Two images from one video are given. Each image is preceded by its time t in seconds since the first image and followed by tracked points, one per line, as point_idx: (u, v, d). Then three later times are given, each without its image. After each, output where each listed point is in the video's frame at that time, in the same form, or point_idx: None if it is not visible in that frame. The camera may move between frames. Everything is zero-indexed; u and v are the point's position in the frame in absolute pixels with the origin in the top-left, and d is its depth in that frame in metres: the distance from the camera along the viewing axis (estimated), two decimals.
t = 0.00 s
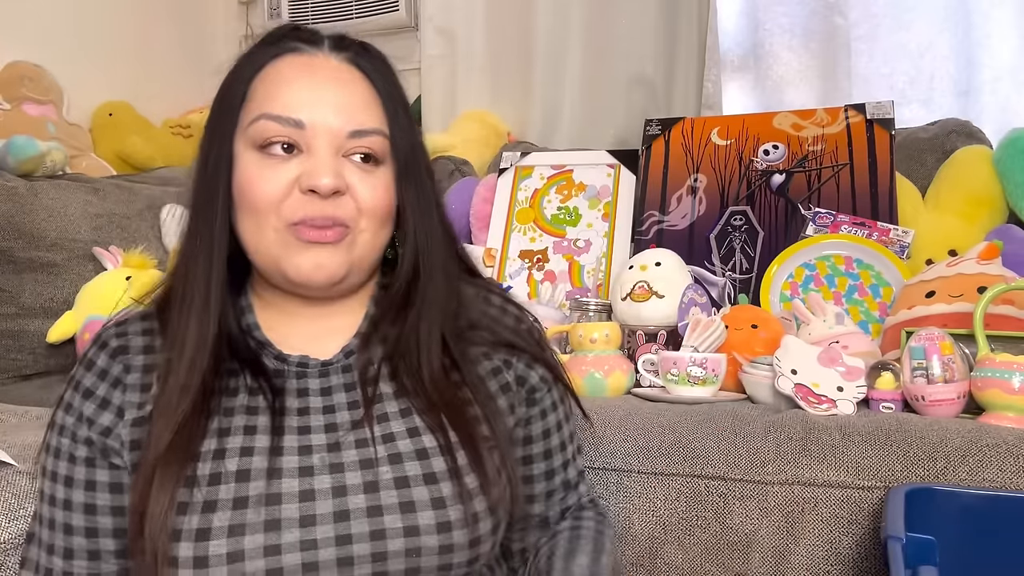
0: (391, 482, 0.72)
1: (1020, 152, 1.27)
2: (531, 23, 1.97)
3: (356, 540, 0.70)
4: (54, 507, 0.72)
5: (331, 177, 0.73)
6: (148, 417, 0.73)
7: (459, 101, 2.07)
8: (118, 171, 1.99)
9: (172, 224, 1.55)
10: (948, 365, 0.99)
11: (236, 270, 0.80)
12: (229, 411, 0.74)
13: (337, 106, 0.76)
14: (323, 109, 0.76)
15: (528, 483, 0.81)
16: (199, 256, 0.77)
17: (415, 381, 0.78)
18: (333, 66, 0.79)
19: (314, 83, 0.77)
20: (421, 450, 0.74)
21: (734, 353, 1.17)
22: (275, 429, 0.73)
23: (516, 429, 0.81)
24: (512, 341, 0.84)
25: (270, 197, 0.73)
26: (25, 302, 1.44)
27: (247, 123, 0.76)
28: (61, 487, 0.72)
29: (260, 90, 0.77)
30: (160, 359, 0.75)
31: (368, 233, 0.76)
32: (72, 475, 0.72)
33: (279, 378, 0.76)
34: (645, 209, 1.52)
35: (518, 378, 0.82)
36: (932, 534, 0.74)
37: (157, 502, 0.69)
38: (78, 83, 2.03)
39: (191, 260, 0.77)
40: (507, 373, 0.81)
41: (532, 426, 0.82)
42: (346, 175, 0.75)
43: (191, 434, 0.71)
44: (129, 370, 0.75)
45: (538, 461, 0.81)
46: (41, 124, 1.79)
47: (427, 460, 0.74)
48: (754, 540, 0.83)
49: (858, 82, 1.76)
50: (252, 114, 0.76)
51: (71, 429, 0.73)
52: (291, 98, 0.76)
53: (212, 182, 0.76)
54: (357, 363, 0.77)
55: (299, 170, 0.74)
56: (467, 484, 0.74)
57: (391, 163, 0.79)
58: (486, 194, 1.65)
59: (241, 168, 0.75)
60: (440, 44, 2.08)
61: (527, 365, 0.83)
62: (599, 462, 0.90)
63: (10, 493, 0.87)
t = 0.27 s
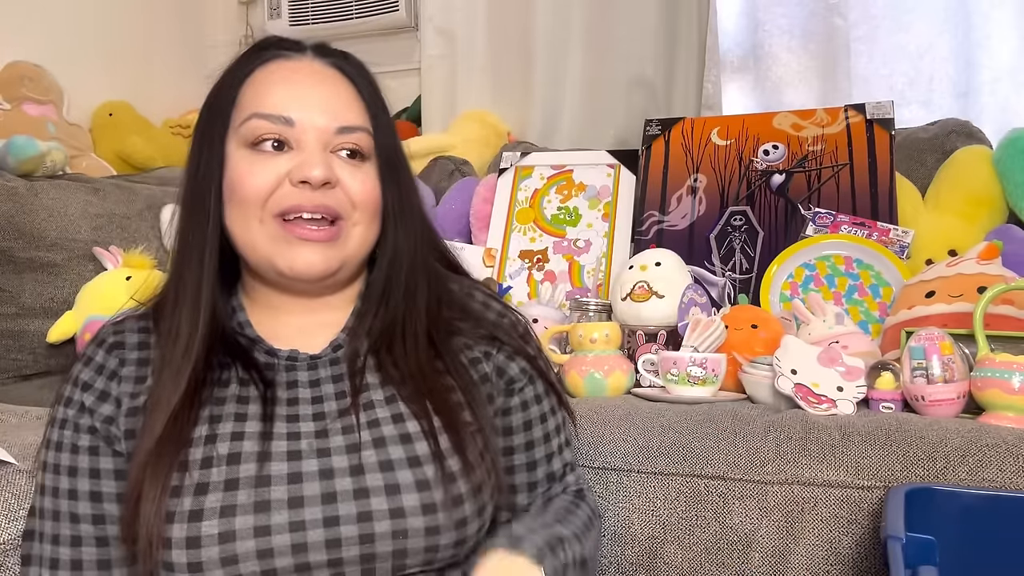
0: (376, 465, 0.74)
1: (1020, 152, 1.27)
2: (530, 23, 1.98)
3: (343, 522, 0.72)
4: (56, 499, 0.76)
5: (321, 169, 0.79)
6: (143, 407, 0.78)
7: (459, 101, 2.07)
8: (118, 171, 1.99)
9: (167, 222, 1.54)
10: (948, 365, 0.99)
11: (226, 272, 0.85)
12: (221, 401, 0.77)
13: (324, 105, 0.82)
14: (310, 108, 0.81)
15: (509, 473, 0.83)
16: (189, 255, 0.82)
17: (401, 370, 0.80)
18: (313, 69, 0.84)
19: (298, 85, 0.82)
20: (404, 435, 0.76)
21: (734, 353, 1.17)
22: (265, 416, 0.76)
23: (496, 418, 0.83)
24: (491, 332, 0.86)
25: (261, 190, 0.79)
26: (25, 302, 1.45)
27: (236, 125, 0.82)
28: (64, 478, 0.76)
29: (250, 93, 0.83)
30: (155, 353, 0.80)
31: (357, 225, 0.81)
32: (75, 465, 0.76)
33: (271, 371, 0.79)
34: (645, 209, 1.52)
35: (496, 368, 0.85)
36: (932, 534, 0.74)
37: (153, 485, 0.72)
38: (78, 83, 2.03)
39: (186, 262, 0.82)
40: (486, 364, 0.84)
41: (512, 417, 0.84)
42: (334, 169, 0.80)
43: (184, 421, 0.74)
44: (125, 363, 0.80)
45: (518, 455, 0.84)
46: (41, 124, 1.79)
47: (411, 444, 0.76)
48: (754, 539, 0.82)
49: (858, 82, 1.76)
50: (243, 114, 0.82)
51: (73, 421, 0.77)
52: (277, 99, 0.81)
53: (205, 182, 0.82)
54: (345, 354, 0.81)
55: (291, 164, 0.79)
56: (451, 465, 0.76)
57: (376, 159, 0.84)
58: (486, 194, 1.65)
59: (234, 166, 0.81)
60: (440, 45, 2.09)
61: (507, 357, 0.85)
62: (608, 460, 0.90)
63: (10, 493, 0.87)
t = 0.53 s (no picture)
0: (374, 457, 0.74)
1: (1020, 152, 1.27)
2: (531, 24, 1.98)
3: (344, 516, 0.72)
4: (54, 501, 0.76)
5: (316, 161, 0.79)
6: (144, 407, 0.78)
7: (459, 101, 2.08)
8: (118, 171, 1.99)
9: (166, 221, 1.54)
10: (948, 365, 0.99)
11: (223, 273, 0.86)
12: (221, 399, 0.78)
13: (317, 102, 0.83)
14: (303, 104, 0.82)
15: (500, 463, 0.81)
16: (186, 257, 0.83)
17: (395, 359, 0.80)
18: (302, 68, 0.85)
19: (288, 83, 0.83)
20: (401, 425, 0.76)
21: (734, 353, 1.17)
22: (266, 414, 0.76)
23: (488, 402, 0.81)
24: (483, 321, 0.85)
25: (257, 185, 0.79)
26: (25, 302, 1.45)
27: (230, 126, 0.82)
28: (63, 480, 0.76)
29: (243, 94, 0.83)
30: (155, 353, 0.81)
31: (353, 220, 0.82)
32: (74, 467, 0.76)
33: (270, 368, 0.80)
34: (645, 209, 1.52)
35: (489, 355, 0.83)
36: (933, 534, 0.74)
37: (156, 484, 0.72)
38: (78, 83, 2.03)
39: (184, 264, 0.83)
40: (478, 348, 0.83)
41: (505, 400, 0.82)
42: (330, 163, 0.80)
43: (185, 419, 0.75)
44: (124, 363, 0.80)
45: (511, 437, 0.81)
46: (41, 124, 1.79)
47: (407, 435, 0.76)
48: (754, 539, 0.82)
49: (857, 82, 1.76)
50: (237, 114, 0.82)
51: (71, 422, 0.77)
52: (270, 98, 0.82)
53: (201, 185, 0.83)
54: (341, 346, 0.81)
55: (286, 158, 0.79)
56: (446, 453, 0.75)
57: (370, 154, 0.85)
58: (486, 194, 1.65)
59: (229, 165, 0.81)
60: (440, 45, 2.09)
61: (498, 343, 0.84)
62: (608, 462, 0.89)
63: (10, 494, 0.87)
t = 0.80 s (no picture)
0: (349, 447, 0.74)
1: (1020, 152, 1.27)
2: (531, 24, 1.97)
3: (325, 511, 0.72)
4: (55, 500, 0.76)
5: (312, 160, 0.79)
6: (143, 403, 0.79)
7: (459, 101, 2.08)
8: (117, 171, 1.99)
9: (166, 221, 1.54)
10: (948, 365, 0.99)
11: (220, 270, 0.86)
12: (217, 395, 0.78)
13: (312, 100, 0.83)
14: (298, 103, 0.82)
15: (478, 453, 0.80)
16: (187, 256, 0.84)
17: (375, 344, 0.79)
18: (297, 66, 0.85)
19: (284, 81, 0.83)
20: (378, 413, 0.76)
21: (733, 353, 1.17)
22: (258, 411, 0.76)
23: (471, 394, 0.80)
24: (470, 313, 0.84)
25: (254, 186, 0.79)
26: (25, 302, 1.45)
27: (227, 127, 0.83)
28: (64, 479, 0.77)
29: (239, 93, 0.83)
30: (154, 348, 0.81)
31: (352, 220, 0.82)
32: (75, 465, 0.77)
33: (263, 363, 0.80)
34: (645, 209, 1.52)
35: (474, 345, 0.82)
36: (932, 533, 0.74)
37: (150, 483, 0.73)
38: (78, 83, 2.03)
39: (183, 259, 0.84)
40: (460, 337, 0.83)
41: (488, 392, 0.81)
42: (326, 161, 0.81)
43: (181, 416, 0.75)
44: (124, 358, 0.81)
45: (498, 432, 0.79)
46: (41, 124, 1.79)
47: (382, 421, 0.75)
48: (753, 539, 0.82)
49: (857, 82, 1.76)
50: (234, 114, 0.83)
51: (72, 420, 0.78)
52: (266, 96, 0.82)
53: (199, 186, 0.83)
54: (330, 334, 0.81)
55: (283, 158, 0.80)
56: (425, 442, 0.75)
57: (367, 152, 0.85)
58: (486, 194, 1.65)
59: (227, 166, 0.82)
60: (440, 44, 2.09)
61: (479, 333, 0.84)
62: (609, 462, 0.89)
63: (10, 493, 0.87)
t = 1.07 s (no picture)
0: (341, 465, 0.74)
1: (1019, 152, 1.27)
2: (530, 23, 1.97)
3: (315, 529, 0.71)
4: (40, 511, 0.76)
5: (301, 160, 0.79)
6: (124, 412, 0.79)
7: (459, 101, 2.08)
8: (117, 171, 1.99)
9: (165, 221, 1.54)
10: (948, 365, 0.99)
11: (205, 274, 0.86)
12: (197, 407, 0.78)
13: (299, 99, 0.83)
14: (285, 102, 0.82)
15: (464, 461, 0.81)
16: (165, 265, 0.84)
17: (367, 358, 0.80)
18: (285, 67, 0.85)
19: (272, 81, 0.83)
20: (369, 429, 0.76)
21: (733, 353, 1.17)
22: (243, 425, 0.76)
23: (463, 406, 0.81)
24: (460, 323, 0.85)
25: (241, 185, 0.79)
26: (25, 302, 1.45)
27: (214, 127, 0.83)
28: (48, 490, 0.77)
29: (224, 94, 0.83)
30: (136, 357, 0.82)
31: (340, 219, 0.82)
32: (58, 476, 0.77)
33: (248, 374, 0.80)
34: (645, 209, 1.52)
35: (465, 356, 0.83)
36: (932, 534, 0.74)
37: (132, 496, 0.72)
38: (79, 83, 2.03)
39: (163, 267, 0.84)
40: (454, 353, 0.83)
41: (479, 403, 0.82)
42: (314, 160, 0.81)
43: (159, 427, 0.75)
44: (107, 367, 0.81)
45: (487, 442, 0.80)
46: (41, 124, 1.79)
47: (375, 439, 0.76)
48: (753, 539, 0.82)
49: (858, 82, 1.76)
50: (219, 114, 0.83)
51: (55, 431, 0.78)
52: (252, 96, 0.82)
53: (179, 183, 0.83)
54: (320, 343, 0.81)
55: (271, 156, 0.80)
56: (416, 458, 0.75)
57: (354, 152, 0.85)
58: (486, 195, 1.65)
59: (212, 166, 0.81)
60: (440, 45, 2.09)
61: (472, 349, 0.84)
62: (610, 463, 0.89)
63: (9, 494, 0.87)
